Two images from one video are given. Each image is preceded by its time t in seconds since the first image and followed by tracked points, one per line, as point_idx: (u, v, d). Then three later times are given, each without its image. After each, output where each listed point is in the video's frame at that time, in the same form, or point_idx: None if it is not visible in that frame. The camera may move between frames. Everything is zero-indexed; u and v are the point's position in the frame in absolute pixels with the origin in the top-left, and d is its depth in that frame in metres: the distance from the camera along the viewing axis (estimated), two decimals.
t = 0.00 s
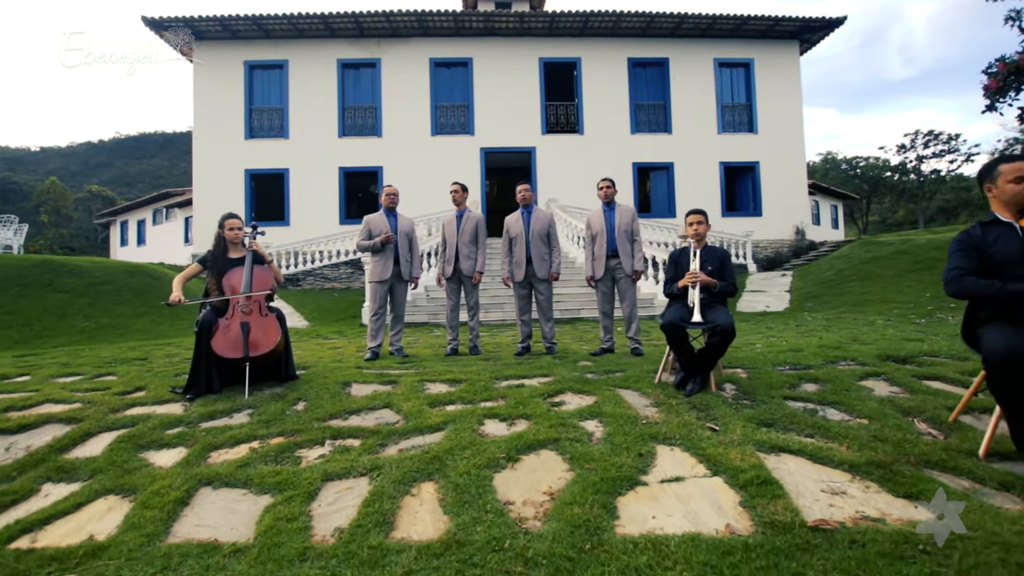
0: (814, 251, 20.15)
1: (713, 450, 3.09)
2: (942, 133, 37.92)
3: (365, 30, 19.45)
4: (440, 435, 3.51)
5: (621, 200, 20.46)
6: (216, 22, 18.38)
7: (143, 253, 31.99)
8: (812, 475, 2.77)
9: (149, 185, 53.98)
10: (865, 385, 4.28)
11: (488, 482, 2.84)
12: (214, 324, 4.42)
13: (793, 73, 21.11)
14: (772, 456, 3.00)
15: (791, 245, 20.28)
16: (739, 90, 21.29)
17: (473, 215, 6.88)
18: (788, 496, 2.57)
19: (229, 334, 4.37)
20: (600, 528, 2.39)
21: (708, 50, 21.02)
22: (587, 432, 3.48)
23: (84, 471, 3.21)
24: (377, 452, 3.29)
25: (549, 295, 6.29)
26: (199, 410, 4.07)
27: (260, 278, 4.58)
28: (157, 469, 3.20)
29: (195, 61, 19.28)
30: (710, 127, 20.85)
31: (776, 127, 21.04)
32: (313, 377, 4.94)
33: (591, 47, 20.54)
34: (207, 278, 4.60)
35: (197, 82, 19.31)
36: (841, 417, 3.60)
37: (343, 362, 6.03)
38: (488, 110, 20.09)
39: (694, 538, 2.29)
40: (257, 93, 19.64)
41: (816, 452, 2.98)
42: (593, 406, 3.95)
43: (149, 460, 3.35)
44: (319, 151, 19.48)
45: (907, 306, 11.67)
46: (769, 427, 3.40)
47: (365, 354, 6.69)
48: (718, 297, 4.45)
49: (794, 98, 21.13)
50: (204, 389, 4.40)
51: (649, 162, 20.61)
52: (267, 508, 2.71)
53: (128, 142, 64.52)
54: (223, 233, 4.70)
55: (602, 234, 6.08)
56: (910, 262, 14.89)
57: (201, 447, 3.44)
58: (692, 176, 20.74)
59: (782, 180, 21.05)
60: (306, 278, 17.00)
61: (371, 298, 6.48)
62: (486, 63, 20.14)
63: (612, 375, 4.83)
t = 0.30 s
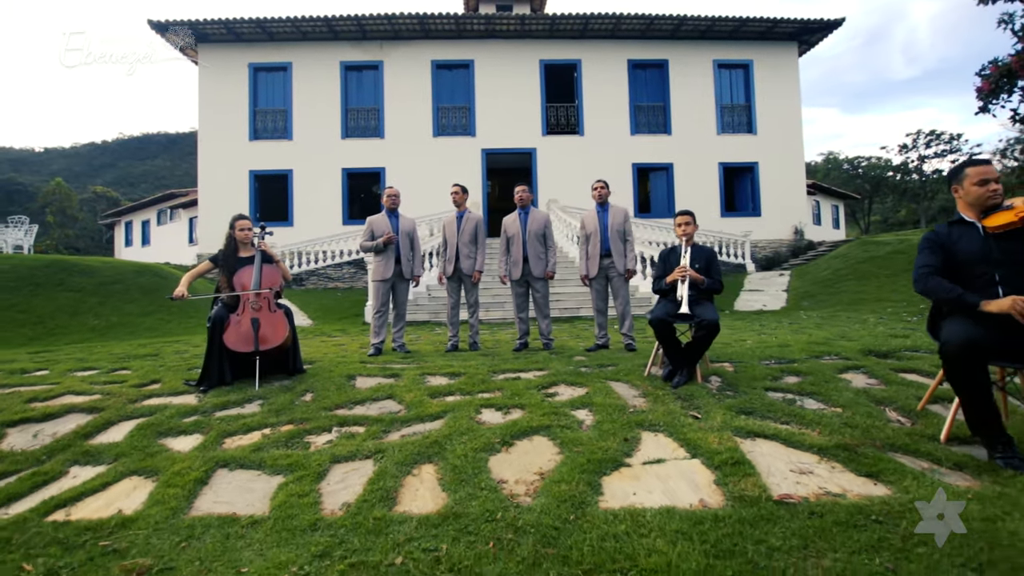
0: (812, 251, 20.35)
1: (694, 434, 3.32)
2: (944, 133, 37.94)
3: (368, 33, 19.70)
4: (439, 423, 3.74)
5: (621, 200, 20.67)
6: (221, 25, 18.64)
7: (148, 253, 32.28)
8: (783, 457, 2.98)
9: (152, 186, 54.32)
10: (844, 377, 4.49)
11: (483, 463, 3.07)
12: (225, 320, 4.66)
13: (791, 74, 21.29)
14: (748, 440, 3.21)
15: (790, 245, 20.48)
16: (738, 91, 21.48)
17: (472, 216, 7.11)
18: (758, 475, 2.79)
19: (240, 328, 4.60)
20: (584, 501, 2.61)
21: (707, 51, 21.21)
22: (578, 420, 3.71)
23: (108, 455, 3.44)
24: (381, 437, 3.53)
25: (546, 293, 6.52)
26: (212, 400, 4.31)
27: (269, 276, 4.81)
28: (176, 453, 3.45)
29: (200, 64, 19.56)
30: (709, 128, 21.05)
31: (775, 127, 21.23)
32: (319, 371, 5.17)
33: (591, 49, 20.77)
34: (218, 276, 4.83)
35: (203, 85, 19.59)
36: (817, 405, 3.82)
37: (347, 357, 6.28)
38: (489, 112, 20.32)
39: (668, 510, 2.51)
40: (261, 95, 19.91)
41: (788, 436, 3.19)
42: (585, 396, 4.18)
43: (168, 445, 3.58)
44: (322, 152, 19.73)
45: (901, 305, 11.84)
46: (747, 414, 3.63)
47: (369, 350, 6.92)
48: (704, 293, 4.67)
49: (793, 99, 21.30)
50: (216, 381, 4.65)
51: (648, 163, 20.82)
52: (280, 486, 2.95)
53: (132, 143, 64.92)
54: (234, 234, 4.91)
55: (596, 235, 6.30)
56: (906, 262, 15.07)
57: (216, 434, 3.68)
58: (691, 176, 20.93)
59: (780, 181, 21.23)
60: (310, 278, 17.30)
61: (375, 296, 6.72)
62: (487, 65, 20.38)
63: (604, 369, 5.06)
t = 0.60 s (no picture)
0: (810, 250, 20.65)
1: (677, 421, 3.56)
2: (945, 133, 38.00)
3: (370, 35, 19.95)
4: (440, 411, 3.98)
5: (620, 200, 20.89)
6: (226, 28, 18.91)
7: (152, 252, 32.59)
8: (759, 440, 3.21)
9: (156, 186, 54.63)
10: (825, 370, 4.73)
11: (480, 447, 3.31)
12: (237, 316, 4.91)
13: (790, 74, 21.48)
14: (727, 426, 3.45)
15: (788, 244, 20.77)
16: (737, 92, 21.67)
17: (472, 217, 7.34)
18: (732, 456, 3.02)
19: (250, 323, 4.86)
20: (572, 479, 2.85)
21: (706, 52, 21.41)
22: (570, 409, 3.95)
23: (130, 441, 3.68)
24: (385, 424, 3.77)
25: (542, 291, 6.76)
26: (224, 391, 4.56)
27: (278, 275, 5.05)
28: (193, 439, 3.69)
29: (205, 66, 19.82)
30: (709, 128, 21.26)
31: (773, 128, 21.42)
32: (325, 364, 5.43)
33: (590, 51, 20.99)
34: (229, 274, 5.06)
35: (207, 87, 19.85)
36: (796, 395, 4.05)
37: (351, 352, 6.52)
38: (490, 113, 20.56)
39: (648, 486, 2.74)
40: (265, 97, 20.17)
41: (765, 422, 3.42)
42: (578, 387, 4.43)
43: (186, 432, 3.83)
44: (325, 153, 19.99)
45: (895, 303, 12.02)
46: (729, 403, 3.86)
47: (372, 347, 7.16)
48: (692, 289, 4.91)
49: (791, 99, 21.48)
50: (229, 374, 4.92)
51: (648, 164, 21.03)
52: (292, 467, 3.19)
53: (135, 144, 65.23)
54: (244, 234, 5.13)
55: (589, 234, 6.53)
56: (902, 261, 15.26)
57: (231, 421, 3.92)
58: (690, 176, 21.14)
59: (779, 181, 21.42)
60: (313, 278, 17.61)
61: (377, 294, 6.97)
62: (489, 67, 20.62)
63: (598, 363, 5.29)
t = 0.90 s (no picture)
0: (810, 249, 21.02)
1: (661, 409, 3.78)
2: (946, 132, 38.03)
3: (372, 37, 20.17)
4: (439, 401, 4.21)
5: (620, 200, 21.07)
6: (230, 30, 19.15)
7: (156, 253, 32.85)
8: (737, 427, 3.42)
9: (158, 186, 54.91)
10: (808, 363, 4.95)
11: (476, 433, 3.53)
12: (246, 312, 5.14)
13: (788, 75, 21.64)
14: (709, 414, 3.66)
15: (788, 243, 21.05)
16: (736, 92, 21.85)
17: (471, 217, 7.55)
18: (711, 440, 3.24)
19: (259, 319, 5.10)
20: (561, 460, 3.07)
21: (705, 53, 21.59)
22: (562, 399, 4.18)
23: (148, 428, 3.91)
24: (387, 413, 4.00)
25: (539, 288, 6.99)
26: (235, 384, 4.80)
27: (286, 272, 5.27)
28: (207, 426, 3.92)
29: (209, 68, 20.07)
30: (708, 128, 21.43)
31: (772, 128, 21.57)
32: (330, 359, 5.66)
33: (591, 52, 21.19)
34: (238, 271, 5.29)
35: (212, 88, 20.11)
36: (777, 386, 4.27)
37: (355, 348, 6.76)
38: (491, 114, 20.78)
39: (630, 467, 2.96)
40: (269, 98, 20.42)
41: (744, 410, 3.64)
42: (572, 378, 4.68)
43: (201, 420, 4.06)
44: (328, 154, 20.23)
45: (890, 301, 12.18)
46: (713, 393, 4.08)
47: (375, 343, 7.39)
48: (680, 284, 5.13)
49: (790, 100, 21.63)
50: (238, 367, 5.16)
51: (647, 164, 21.22)
52: (300, 451, 3.42)
53: (138, 144, 65.59)
54: (253, 234, 5.35)
55: (584, 234, 6.75)
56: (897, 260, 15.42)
57: (242, 410, 4.16)
58: (689, 176, 21.32)
59: (778, 180, 21.58)
60: (316, 277, 17.84)
61: (380, 292, 7.21)
62: (490, 68, 20.84)
63: (592, 357, 5.51)
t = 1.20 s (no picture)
0: (808, 248, 21.06)
1: (647, 398, 4.01)
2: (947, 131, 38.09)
3: (374, 39, 20.40)
4: (437, 391, 4.45)
5: (619, 199, 21.26)
6: (234, 32, 19.39)
7: (160, 252, 33.15)
8: (717, 414, 3.65)
9: (161, 186, 55.24)
10: (791, 356, 5.17)
11: (472, 420, 3.76)
12: (255, 308, 5.39)
13: (787, 75, 21.81)
14: (691, 402, 3.89)
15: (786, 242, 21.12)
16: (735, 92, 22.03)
17: (471, 216, 7.78)
18: (690, 425, 3.47)
19: (267, 314, 5.35)
20: (549, 444, 3.30)
21: (704, 53, 21.77)
22: (554, 389, 4.41)
23: (163, 416, 4.15)
24: (389, 402, 4.24)
25: (536, 286, 7.23)
26: (243, 375, 5.04)
27: (292, 270, 5.51)
28: (220, 414, 4.17)
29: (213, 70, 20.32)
30: (707, 128, 21.62)
31: (770, 128, 21.73)
32: (334, 353, 5.90)
33: (591, 53, 21.39)
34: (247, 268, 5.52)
35: (216, 90, 20.36)
36: (758, 377, 4.50)
37: (358, 343, 7.01)
38: (492, 115, 21.01)
39: (614, 449, 3.18)
40: (272, 99, 20.67)
41: (724, 399, 3.86)
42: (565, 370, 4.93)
43: (213, 409, 4.30)
44: (331, 155, 20.49)
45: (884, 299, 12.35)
46: (696, 383, 4.32)
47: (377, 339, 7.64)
48: (668, 279, 5.35)
49: (789, 100, 21.80)
50: (247, 360, 5.41)
51: (647, 163, 21.42)
52: (307, 436, 3.66)
53: (141, 144, 65.99)
54: (261, 233, 5.57)
55: (579, 233, 6.98)
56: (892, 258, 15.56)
57: (252, 399, 4.40)
58: (688, 176, 21.50)
59: (776, 180, 21.75)
60: (319, 276, 18.12)
61: (381, 289, 7.44)
62: (490, 69, 21.05)
63: (585, 351, 5.74)
